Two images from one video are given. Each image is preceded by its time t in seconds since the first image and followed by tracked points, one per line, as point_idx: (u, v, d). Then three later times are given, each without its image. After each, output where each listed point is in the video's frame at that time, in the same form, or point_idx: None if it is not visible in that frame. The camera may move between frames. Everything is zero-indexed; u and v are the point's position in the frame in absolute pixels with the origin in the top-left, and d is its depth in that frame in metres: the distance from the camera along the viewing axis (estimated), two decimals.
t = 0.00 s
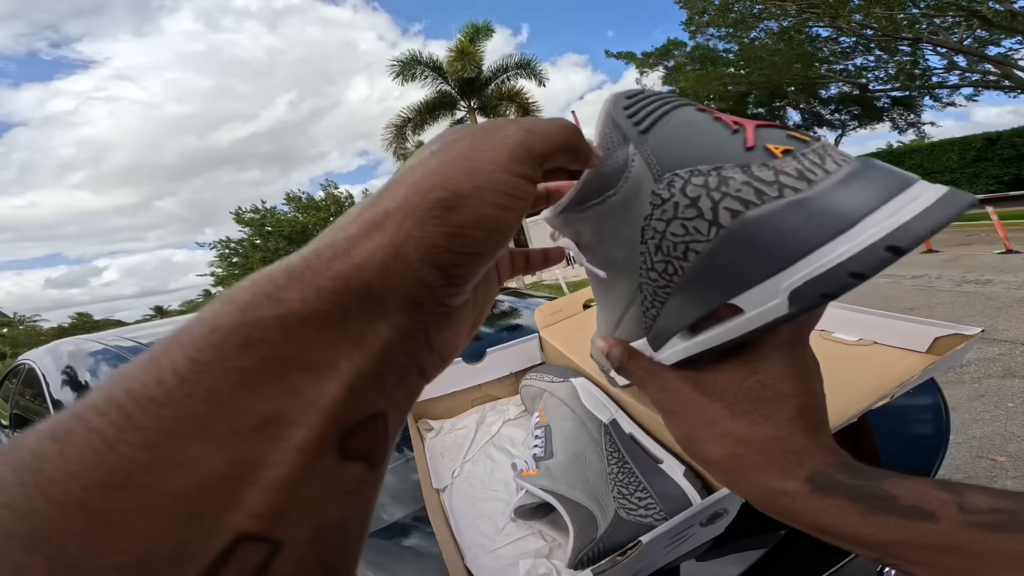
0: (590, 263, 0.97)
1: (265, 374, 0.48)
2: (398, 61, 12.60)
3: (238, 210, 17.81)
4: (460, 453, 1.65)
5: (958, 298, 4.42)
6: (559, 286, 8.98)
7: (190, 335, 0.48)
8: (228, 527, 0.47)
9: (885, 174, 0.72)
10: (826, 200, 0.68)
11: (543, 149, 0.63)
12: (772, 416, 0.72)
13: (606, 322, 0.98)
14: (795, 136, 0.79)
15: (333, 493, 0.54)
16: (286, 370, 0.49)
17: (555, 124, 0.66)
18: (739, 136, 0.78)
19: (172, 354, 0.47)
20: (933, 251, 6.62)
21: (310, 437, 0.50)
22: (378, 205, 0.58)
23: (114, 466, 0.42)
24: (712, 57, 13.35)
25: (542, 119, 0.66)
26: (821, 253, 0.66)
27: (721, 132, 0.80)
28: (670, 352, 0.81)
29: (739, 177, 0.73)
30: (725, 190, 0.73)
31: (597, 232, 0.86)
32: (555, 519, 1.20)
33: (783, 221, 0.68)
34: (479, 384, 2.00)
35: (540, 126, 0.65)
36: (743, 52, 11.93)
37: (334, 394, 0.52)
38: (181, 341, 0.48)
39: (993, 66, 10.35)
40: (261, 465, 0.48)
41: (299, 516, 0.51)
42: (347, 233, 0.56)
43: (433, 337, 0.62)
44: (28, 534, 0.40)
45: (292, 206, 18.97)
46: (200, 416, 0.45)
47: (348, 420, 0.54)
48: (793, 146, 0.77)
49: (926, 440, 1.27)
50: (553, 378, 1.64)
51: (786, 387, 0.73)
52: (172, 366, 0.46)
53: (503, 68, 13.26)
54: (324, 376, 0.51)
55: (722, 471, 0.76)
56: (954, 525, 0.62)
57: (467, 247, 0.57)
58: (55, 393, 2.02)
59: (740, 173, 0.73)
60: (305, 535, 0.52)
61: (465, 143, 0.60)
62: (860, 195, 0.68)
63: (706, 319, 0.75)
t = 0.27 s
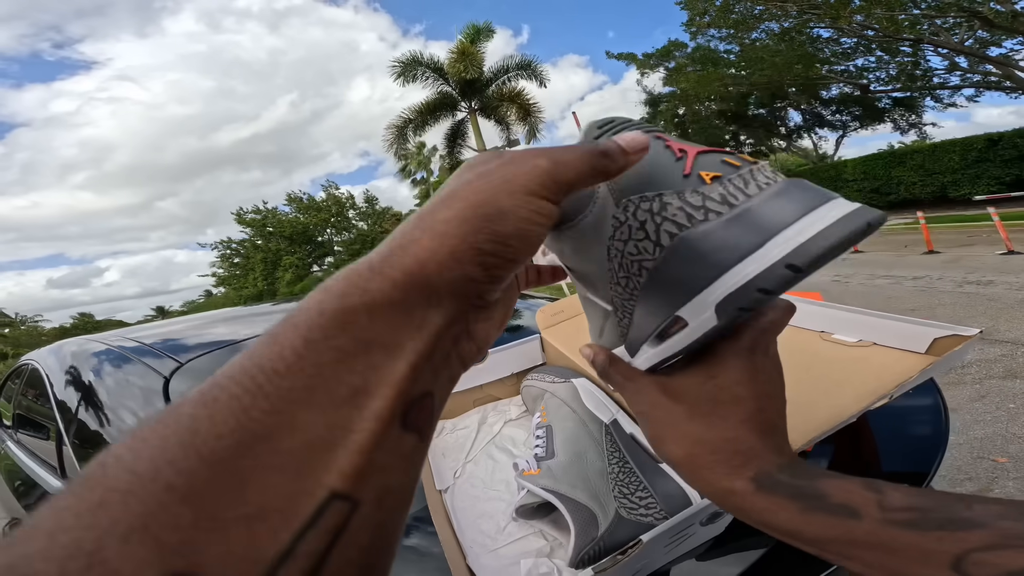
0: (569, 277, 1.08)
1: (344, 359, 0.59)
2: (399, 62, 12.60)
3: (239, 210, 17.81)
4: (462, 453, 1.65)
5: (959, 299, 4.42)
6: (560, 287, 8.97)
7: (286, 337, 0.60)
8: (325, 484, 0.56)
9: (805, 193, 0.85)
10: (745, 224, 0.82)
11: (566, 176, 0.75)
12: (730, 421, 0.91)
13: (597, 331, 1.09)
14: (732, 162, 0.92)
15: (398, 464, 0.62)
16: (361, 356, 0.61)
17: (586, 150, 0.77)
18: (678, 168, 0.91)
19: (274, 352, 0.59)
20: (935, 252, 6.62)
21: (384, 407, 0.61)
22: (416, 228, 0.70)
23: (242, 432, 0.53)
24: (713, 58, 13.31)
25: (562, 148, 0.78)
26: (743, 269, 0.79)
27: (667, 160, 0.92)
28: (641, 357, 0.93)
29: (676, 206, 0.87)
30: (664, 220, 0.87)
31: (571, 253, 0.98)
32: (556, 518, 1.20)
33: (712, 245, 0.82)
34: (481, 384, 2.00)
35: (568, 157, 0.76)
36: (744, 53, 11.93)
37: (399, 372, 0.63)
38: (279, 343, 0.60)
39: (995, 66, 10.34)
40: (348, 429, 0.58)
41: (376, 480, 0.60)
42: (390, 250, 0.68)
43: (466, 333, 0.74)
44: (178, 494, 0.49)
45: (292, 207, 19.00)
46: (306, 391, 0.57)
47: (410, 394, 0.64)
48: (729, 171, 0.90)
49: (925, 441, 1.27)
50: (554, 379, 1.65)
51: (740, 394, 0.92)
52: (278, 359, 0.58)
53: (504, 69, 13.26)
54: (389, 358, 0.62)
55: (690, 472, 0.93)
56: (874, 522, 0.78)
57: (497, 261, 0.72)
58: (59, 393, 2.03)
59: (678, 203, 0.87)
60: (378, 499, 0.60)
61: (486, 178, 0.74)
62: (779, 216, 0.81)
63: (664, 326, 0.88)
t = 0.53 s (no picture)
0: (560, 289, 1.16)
1: (372, 335, 0.71)
2: (400, 63, 12.61)
3: (242, 211, 17.85)
4: (464, 453, 1.65)
5: (961, 301, 4.40)
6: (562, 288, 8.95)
7: (329, 321, 0.72)
8: (353, 434, 0.66)
9: (731, 207, 0.86)
10: (671, 237, 0.86)
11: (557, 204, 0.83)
12: (687, 415, 0.93)
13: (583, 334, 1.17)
14: (673, 180, 0.94)
15: (412, 424, 0.72)
16: (385, 332, 0.72)
17: (583, 185, 0.85)
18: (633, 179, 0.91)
19: (321, 329, 0.71)
20: (937, 253, 6.61)
21: (403, 375, 0.71)
22: (430, 231, 0.81)
23: (291, 391, 0.65)
24: (715, 59, 13.34)
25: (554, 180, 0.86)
26: (667, 280, 0.83)
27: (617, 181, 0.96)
28: (618, 358, 0.98)
29: (621, 221, 0.91)
30: (612, 233, 0.92)
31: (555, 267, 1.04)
32: (558, 516, 1.20)
33: (643, 257, 0.87)
34: (482, 386, 2.00)
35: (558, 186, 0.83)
36: (746, 54, 11.93)
37: (414, 347, 0.73)
38: (324, 324, 0.72)
39: (997, 68, 10.34)
40: (374, 390, 0.69)
41: (395, 433, 0.70)
42: (411, 246, 0.80)
43: (476, 319, 0.84)
44: (249, 436, 0.61)
45: (295, 208, 19.05)
46: (343, 360, 0.68)
47: (425, 366, 0.74)
48: (668, 188, 0.93)
49: (923, 441, 1.27)
50: (557, 380, 1.65)
51: (695, 388, 0.95)
52: (325, 334, 0.70)
53: (506, 71, 13.29)
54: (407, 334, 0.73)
55: (654, 467, 0.93)
56: (822, 513, 0.80)
57: (505, 257, 0.81)
58: (62, 393, 2.04)
59: (623, 218, 0.92)
60: (395, 449, 0.70)
61: (485, 198, 0.82)
62: (698, 231, 0.84)
63: (625, 332, 0.93)
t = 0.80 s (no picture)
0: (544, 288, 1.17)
1: (381, 331, 0.75)
2: (402, 64, 12.62)
3: (243, 212, 17.87)
4: (465, 453, 1.65)
5: (963, 302, 4.40)
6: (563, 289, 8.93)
7: (345, 321, 0.77)
8: (363, 413, 0.69)
9: (698, 206, 0.88)
10: (645, 235, 0.88)
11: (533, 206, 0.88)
12: (691, 404, 0.96)
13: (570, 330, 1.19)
14: (645, 180, 0.96)
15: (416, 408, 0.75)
16: (392, 328, 0.76)
17: (550, 187, 0.91)
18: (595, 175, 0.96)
19: (338, 327, 0.76)
20: (938, 254, 6.60)
21: (407, 363, 0.75)
22: (429, 237, 0.86)
23: (314, 376, 0.69)
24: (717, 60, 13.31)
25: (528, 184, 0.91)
26: (640, 277, 0.87)
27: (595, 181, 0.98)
28: (603, 350, 0.98)
29: (599, 219, 0.94)
30: (591, 231, 0.94)
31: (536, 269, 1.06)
32: (558, 518, 1.20)
33: (618, 254, 0.90)
34: (483, 386, 2.01)
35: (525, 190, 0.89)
36: (747, 55, 11.95)
37: (416, 341, 0.77)
38: (343, 322, 0.77)
39: (998, 69, 10.34)
40: (382, 377, 0.73)
41: (402, 415, 0.73)
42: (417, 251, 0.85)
43: (476, 319, 0.89)
44: (283, 413, 0.66)
45: (296, 209, 19.06)
46: (358, 350, 0.73)
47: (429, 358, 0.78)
48: (640, 188, 0.95)
49: (921, 440, 1.28)
50: (556, 381, 1.65)
51: (693, 377, 0.98)
52: (344, 330, 0.75)
53: (507, 72, 13.31)
54: (410, 330, 0.77)
55: (664, 457, 0.95)
56: (845, 496, 0.83)
57: (487, 263, 0.85)
58: (66, 393, 2.04)
59: (602, 215, 0.94)
60: (402, 430, 0.73)
61: (464, 213, 0.87)
62: (668, 230, 0.87)
63: (607, 326, 0.94)
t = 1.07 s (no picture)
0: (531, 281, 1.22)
1: (359, 321, 0.80)
2: (402, 65, 12.62)
3: (244, 213, 17.89)
4: (466, 454, 1.65)
5: (965, 302, 4.39)
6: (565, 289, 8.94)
7: (328, 311, 0.82)
8: (338, 393, 0.73)
9: (657, 203, 0.90)
10: (606, 233, 0.92)
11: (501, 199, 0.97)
12: (722, 391, 0.92)
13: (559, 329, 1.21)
14: (612, 177, 0.99)
15: (392, 389, 0.79)
16: (370, 318, 0.81)
17: (511, 181, 0.98)
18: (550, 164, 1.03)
19: (320, 319, 0.81)
20: (939, 255, 6.60)
21: (382, 346, 0.80)
22: (405, 236, 0.93)
23: (293, 360, 0.73)
24: (716, 62, 13.21)
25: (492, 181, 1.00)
26: (599, 275, 0.91)
27: (566, 179, 1.02)
28: (581, 340, 1.03)
29: (568, 216, 0.98)
30: (559, 227, 0.98)
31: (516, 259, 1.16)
32: (559, 520, 1.21)
33: (582, 252, 0.94)
34: (485, 385, 2.01)
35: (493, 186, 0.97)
36: (748, 56, 11.96)
37: (393, 328, 0.82)
38: (325, 314, 0.82)
39: (999, 69, 10.32)
40: (359, 360, 0.77)
41: (377, 396, 0.77)
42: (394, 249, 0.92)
43: (452, 309, 0.95)
44: (264, 393, 0.69)
45: (297, 209, 19.09)
46: (336, 338, 0.77)
47: (405, 345, 0.83)
48: (606, 185, 0.98)
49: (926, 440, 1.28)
50: (556, 381, 1.65)
51: (716, 366, 0.96)
52: (325, 321, 0.80)
53: (507, 72, 13.33)
54: (387, 319, 0.83)
55: (710, 452, 0.88)
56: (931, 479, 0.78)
57: (456, 257, 0.92)
58: (68, 393, 2.05)
59: (569, 213, 0.98)
60: (379, 410, 0.76)
61: (434, 212, 0.94)
62: (625, 229, 0.90)
63: (581, 318, 0.99)
